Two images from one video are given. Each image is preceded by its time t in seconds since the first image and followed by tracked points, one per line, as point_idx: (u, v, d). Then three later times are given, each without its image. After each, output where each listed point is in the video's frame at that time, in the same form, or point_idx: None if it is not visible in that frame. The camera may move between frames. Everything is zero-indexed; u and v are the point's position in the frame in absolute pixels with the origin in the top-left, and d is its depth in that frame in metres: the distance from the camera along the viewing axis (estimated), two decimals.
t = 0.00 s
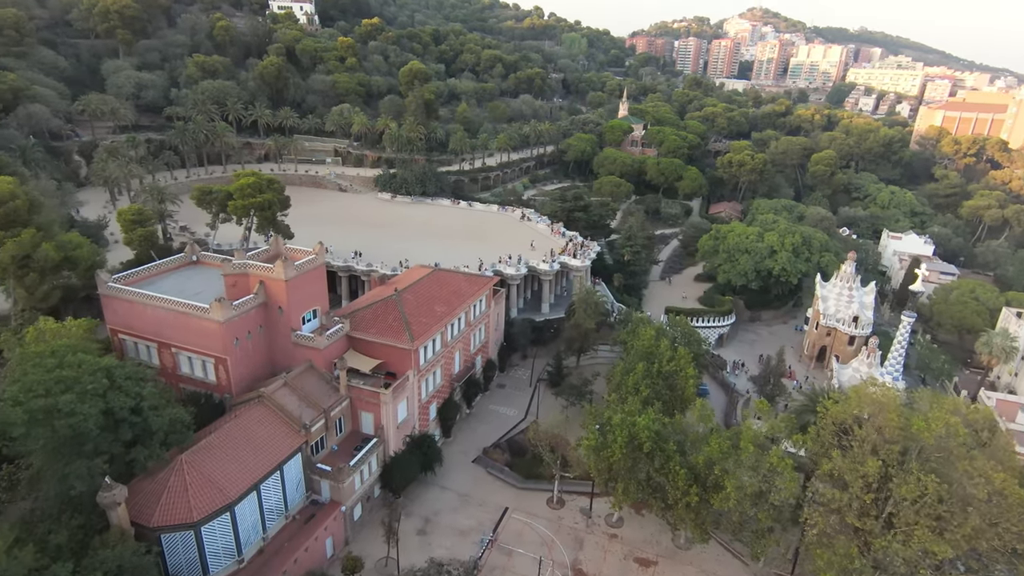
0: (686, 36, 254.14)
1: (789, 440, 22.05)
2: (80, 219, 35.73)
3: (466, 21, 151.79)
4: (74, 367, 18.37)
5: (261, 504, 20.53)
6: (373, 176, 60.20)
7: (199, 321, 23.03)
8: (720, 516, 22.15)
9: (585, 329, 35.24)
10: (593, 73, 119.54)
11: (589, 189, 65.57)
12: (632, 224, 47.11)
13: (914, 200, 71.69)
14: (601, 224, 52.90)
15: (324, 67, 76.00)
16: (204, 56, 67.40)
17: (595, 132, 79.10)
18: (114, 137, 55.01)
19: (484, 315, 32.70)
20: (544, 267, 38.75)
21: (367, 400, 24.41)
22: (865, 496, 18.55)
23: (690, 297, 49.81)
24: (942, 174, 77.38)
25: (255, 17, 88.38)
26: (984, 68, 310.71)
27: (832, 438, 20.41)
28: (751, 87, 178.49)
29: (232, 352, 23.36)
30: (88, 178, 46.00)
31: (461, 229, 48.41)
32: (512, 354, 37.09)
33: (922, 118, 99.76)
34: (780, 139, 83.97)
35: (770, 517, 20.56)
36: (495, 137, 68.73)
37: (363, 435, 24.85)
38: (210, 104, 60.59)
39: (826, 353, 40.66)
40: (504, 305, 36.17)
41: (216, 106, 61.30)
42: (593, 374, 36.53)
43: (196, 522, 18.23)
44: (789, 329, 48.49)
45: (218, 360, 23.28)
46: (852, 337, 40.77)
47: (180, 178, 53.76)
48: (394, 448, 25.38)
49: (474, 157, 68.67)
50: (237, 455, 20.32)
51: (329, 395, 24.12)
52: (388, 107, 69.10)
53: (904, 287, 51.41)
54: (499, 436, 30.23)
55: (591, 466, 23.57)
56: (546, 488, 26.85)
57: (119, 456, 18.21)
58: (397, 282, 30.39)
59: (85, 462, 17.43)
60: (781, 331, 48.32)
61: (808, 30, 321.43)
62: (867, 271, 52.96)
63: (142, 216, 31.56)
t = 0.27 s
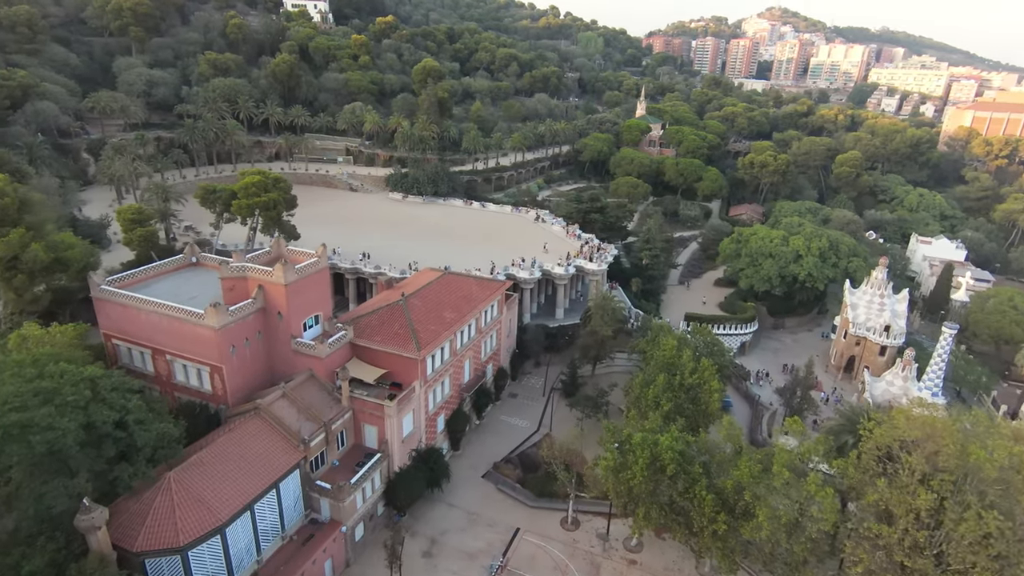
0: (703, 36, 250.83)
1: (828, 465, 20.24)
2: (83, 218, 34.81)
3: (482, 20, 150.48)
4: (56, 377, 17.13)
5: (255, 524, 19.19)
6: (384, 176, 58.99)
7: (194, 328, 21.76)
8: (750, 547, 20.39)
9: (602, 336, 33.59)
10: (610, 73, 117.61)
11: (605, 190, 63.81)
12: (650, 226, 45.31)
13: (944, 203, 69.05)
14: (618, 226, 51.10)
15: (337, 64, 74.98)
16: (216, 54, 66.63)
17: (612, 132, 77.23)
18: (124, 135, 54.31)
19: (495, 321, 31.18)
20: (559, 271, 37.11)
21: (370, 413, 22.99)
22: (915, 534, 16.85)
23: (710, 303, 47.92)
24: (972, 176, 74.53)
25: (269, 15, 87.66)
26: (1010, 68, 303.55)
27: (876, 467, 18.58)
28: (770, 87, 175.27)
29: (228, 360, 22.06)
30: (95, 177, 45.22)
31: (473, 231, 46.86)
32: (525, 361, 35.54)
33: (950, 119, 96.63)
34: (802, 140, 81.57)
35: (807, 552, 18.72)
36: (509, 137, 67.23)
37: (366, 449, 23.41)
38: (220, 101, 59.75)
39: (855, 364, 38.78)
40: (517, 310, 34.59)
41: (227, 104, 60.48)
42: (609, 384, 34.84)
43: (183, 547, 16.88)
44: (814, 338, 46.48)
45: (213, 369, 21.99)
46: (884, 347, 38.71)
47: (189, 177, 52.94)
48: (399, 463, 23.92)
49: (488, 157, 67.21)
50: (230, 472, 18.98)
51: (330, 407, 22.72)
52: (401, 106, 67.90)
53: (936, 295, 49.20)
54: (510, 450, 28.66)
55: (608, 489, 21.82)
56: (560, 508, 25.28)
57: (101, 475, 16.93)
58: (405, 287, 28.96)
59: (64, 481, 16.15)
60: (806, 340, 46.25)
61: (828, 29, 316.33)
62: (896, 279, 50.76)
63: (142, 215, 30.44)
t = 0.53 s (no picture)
0: (723, 35, 247.19)
1: (874, 496, 18.37)
2: (86, 218, 33.90)
3: (498, 18, 149.04)
4: (35, 389, 15.88)
5: (248, 549, 17.78)
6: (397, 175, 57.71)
7: (189, 335, 20.45)
8: None
9: (621, 345, 31.86)
10: (628, 72, 115.51)
11: (624, 191, 61.94)
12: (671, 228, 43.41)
13: (978, 206, 66.14)
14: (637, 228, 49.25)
15: (351, 62, 73.97)
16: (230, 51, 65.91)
17: (631, 131, 75.22)
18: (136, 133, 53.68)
19: (509, 329, 29.59)
20: (576, 276, 35.41)
21: (374, 427, 21.50)
22: None
23: (734, 309, 45.89)
24: (1008, 179, 71.42)
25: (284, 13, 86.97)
26: None
27: (932, 501, 16.69)
28: (792, 87, 171.71)
29: (225, 370, 20.71)
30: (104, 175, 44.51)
31: (486, 232, 45.30)
32: (540, 370, 33.89)
33: (983, 120, 93.21)
34: (828, 140, 78.96)
35: None
36: (525, 136, 65.65)
37: (370, 466, 21.91)
38: (233, 99, 58.93)
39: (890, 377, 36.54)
40: (531, 316, 32.95)
41: (239, 102, 59.65)
42: (628, 395, 33.07)
43: None
44: (844, 347, 44.26)
45: (209, 379, 20.65)
46: (921, 359, 36.37)
47: (199, 176, 52.10)
48: (404, 481, 22.39)
49: (503, 156, 65.65)
50: (221, 493, 17.60)
51: (331, 421, 21.29)
52: (415, 104, 66.65)
53: (973, 304, 46.81)
54: (523, 466, 27.01)
55: (630, 516, 19.93)
56: (576, 530, 23.62)
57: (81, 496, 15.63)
58: (415, 292, 27.48)
59: (39, 504, 14.86)
60: (835, 349, 43.98)
61: (851, 28, 310.38)
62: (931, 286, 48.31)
63: (143, 214, 29.29)
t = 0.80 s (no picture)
0: (742, 34, 243.39)
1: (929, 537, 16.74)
2: (88, 218, 32.91)
3: (514, 17, 147.52)
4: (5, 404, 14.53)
5: None
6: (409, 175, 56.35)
7: (180, 345, 19.08)
8: None
9: (641, 355, 30.09)
10: (646, 71, 113.31)
11: (642, 192, 60.03)
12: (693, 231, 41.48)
13: (1015, 209, 63.24)
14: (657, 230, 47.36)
15: (364, 60, 72.83)
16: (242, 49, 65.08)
17: (649, 131, 73.14)
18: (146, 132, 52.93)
19: (523, 337, 27.98)
20: (594, 280, 33.68)
21: (377, 445, 20.00)
22: None
23: (758, 316, 43.83)
24: None
25: (298, 11, 86.16)
26: None
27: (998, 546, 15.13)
28: (814, 87, 168.09)
29: (219, 382, 19.36)
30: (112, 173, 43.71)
31: (500, 234, 43.69)
32: (555, 380, 32.22)
33: (1016, 120, 89.81)
34: (854, 141, 76.29)
35: None
36: (540, 135, 63.98)
37: (372, 487, 20.41)
38: (244, 97, 58.01)
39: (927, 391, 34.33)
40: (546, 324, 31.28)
41: (251, 100, 58.72)
42: (648, 408, 31.29)
43: None
44: (875, 358, 42.03)
45: (202, 392, 19.31)
46: (962, 373, 34.06)
47: (208, 175, 51.16)
48: (409, 502, 20.85)
49: (518, 156, 64.05)
50: (208, 518, 16.16)
51: (331, 438, 19.82)
52: (429, 102, 65.31)
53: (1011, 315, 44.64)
54: (536, 484, 25.36)
55: (655, 549, 18.06)
56: (593, 557, 21.96)
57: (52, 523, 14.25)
58: (423, 298, 25.96)
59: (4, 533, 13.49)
60: (866, 359, 41.71)
61: (874, 27, 304.28)
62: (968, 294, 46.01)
63: (142, 214, 28.13)
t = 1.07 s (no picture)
0: (754, 32, 240.36)
1: None
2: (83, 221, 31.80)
3: (523, 16, 146.01)
4: None
5: None
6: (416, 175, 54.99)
7: (164, 359, 17.69)
8: None
9: (658, 365, 28.46)
10: (657, 69, 111.39)
11: (655, 192, 58.30)
12: (710, 233, 39.75)
13: None
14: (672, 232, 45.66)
15: (371, 59, 71.60)
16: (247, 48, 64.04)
17: (662, 129, 71.38)
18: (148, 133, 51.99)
19: (533, 347, 26.43)
20: (608, 285, 32.07)
21: (376, 467, 18.52)
22: None
23: (778, 322, 42.03)
24: None
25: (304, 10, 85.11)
26: None
27: None
28: (827, 85, 165.25)
29: (206, 399, 17.96)
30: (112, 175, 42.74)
31: (509, 236, 42.17)
32: (567, 390, 30.64)
33: None
34: (873, 139, 74.09)
35: None
36: (550, 135, 62.42)
37: (372, 511, 18.93)
38: (248, 97, 56.93)
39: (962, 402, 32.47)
40: (558, 331, 29.74)
41: (255, 100, 57.64)
42: (665, 420, 29.65)
43: None
44: (902, 365, 40.11)
45: (188, 410, 17.92)
46: (998, 383, 32.11)
47: (211, 177, 50.10)
48: (411, 528, 19.35)
49: (528, 156, 62.52)
50: (190, 552, 14.73)
51: (327, 459, 18.35)
52: (436, 101, 63.97)
53: None
54: (547, 504, 23.80)
55: None
56: None
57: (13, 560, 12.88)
58: (428, 306, 24.45)
59: None
60: (893, 367, 39.82)
61: (887, 24, 299.84)
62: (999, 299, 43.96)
63: (134, 217, 26.90)
